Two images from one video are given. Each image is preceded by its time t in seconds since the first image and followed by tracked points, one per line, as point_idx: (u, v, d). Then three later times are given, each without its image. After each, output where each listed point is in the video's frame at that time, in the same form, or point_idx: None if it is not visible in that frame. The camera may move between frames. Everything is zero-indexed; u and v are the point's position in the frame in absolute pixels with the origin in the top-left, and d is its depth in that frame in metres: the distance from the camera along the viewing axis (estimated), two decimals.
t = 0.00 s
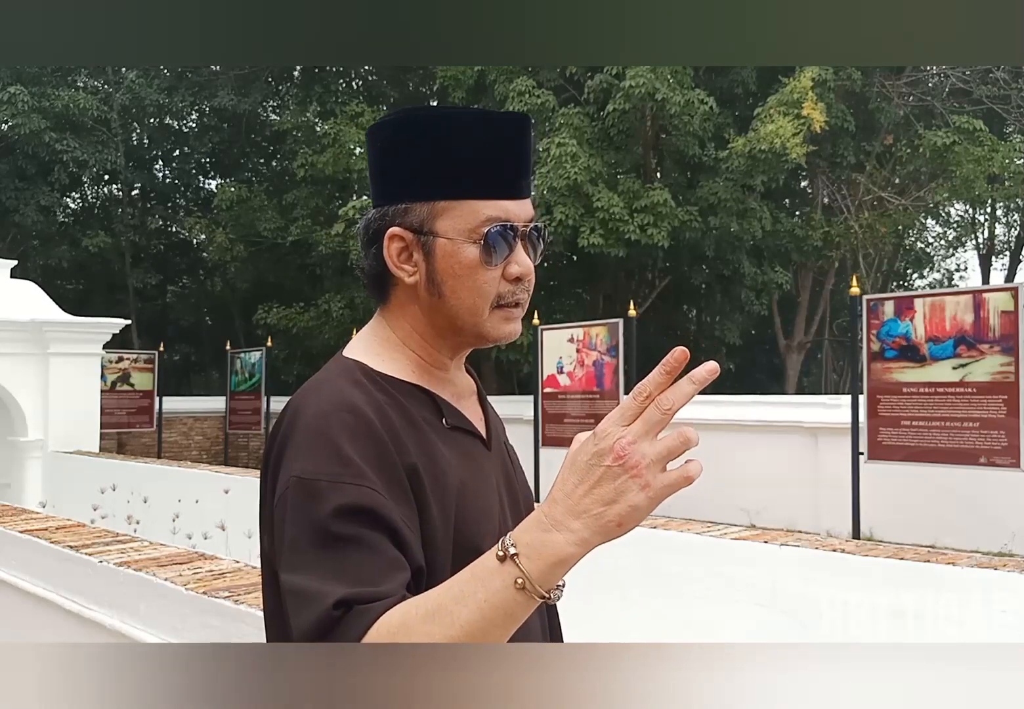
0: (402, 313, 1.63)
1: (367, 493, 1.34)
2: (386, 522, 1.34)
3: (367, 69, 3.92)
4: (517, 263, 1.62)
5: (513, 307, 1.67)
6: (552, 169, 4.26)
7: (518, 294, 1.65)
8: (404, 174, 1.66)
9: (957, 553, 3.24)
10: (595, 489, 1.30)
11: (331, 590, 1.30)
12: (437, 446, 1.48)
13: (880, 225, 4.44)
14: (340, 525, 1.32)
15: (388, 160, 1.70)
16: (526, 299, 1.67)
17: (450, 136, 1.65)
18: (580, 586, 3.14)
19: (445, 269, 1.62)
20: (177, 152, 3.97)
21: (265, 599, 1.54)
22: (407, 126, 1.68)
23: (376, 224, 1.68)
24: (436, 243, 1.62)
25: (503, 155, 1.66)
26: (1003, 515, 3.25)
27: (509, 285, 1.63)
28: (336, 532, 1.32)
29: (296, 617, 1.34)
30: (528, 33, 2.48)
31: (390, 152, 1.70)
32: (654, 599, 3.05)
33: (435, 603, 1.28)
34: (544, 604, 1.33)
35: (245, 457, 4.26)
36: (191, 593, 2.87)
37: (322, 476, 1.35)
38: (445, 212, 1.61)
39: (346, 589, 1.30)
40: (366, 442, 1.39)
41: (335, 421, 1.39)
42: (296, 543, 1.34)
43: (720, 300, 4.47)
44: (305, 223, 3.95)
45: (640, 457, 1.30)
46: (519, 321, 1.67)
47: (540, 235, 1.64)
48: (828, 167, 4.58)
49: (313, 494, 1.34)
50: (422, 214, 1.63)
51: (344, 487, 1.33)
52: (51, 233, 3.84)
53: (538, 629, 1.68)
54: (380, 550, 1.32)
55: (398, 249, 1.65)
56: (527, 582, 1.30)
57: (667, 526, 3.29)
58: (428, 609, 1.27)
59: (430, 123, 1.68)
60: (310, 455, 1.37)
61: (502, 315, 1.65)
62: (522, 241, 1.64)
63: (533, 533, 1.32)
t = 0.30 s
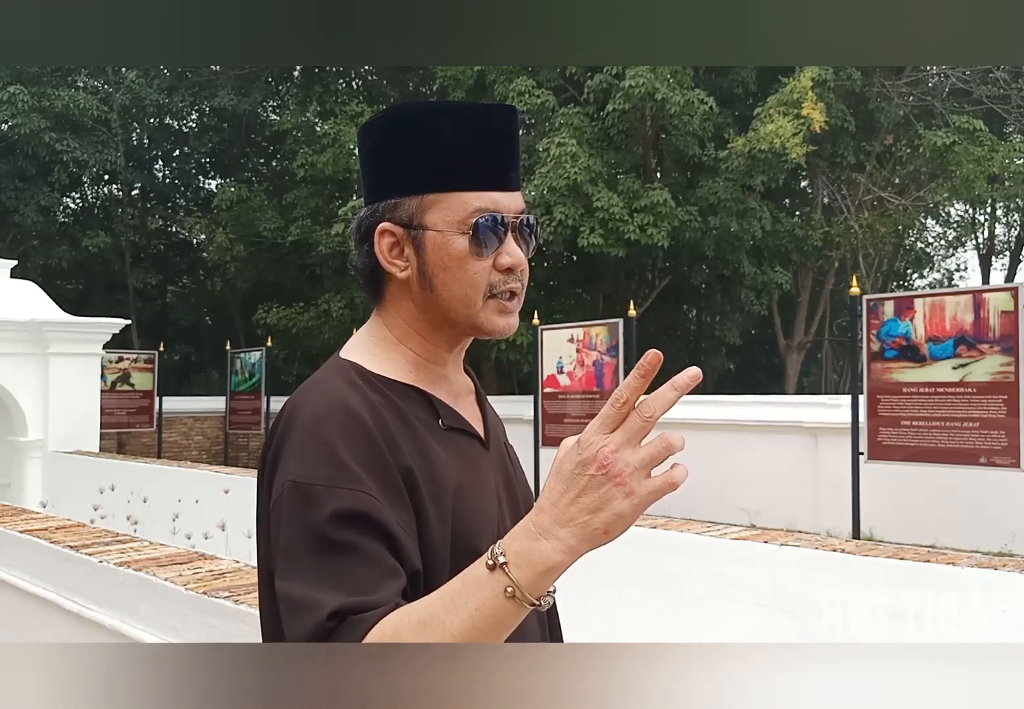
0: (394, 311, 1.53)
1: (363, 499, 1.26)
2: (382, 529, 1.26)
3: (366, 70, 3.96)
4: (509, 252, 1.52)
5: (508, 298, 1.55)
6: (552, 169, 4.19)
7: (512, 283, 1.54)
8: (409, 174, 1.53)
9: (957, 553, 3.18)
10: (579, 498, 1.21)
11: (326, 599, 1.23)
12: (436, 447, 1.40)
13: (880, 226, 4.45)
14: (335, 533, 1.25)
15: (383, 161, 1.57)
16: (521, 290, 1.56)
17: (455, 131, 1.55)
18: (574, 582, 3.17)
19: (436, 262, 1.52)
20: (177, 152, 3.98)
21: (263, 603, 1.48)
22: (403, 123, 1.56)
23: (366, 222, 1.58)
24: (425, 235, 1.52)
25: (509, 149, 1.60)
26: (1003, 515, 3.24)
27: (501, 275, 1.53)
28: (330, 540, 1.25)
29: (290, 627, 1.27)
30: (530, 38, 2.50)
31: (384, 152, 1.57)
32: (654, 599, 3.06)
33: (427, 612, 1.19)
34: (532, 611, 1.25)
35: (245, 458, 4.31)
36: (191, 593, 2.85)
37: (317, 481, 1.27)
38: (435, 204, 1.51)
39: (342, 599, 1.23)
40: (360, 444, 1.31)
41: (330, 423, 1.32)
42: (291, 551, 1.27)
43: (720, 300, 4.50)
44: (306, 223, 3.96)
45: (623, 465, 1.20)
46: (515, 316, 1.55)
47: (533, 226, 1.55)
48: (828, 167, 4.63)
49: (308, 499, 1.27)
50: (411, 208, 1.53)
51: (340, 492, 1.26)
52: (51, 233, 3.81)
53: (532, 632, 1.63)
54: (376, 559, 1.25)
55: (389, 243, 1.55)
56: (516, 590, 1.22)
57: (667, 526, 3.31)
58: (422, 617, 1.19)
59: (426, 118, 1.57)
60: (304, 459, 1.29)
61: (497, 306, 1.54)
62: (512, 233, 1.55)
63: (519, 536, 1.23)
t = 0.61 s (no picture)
0: (391, 311, 1.53)
1: (355, 501, 1.26)
2: (374, 532, 1.26)
3: (366, 70, 4.00)
4: (502, 247, 1.51)
5: (504, 294, 1.54)
6: (551, 169, 4.21)
7: (506, 279, 1.53)
8: (407, 174, 1.53)
9: (957, 553, 3.17)
10: (555, 497, 1.21)
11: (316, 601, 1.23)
12: (430, 447, 1.40)
13: (880, 226, 4.44)
14: (327, 535, 1.25)
15: (379, 162, 1.56)
16: (516, 284, 1.55)
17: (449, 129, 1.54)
18: (573, 580, 3.17)
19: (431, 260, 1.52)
20: (177, 152, 3.99)
21: (259, 603, 1.48)
22: (396, 122, 1.55)
23: (362, 223, 1.58)
24: (420, 234, 1.52)
25: (503, 145, 1.59)
26: (1003, 515, 3.24)
27: (496, 270, 1.52)
28: (322, 542, 1.25)
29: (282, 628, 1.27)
30: (531, 41, 2.51)
31: (379, 153, 1.56)
32: (657, 598, 3.06)
33: (412, 615, 1.19)
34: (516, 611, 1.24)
35: (245, 457, 4.31)
36: (192, 593, 2.87)
37: (310, 482, 1.27)
38: (427, 202, 1.51)
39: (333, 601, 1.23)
40: (354, 445, 1.31)
41: (324, 424, 1.32)
42: (284, 552, 1.27)
43: (720, 300, 4.50)
44: (306, 223, 4.00)
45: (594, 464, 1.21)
46: (511, 312, 1.54)
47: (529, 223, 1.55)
48: (828, 167, 4.64)
49: (301, 501, 1.27)
50: (406, 206, 1.53)
51: (332, 493, 1.26)
52: (51, 233, 3.80)
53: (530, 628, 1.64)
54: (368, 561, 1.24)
55: (384, 243, 1.55)
56: (499, 590, 1.21)
57: (667, 526, 3.32)
58: (408, 620, 1.18)
59: (418, 117, 1.56)
60: (298, 460, 1.29)
61: (493, 304, 1.53)
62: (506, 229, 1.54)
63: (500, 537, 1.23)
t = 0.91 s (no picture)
0: (381, 313, 1.63)
1: (337, 503, 1.35)
2: (356, 532, 1.36)
3: (366, 69, 3.95)
4: (489, 255, 1.60)
5: (489, 302, 1.63)
6: (552, 169, 4.23)
7: (492, 286, 1.63)
8: (405, 178, 1.63)
9: (957, 553, 3.20)
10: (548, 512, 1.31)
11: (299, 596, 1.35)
12: (417, 446, 1.47)
13: (880, 226, 4.44)
14: (311, 536, 1.35)
15: (380, 163, 1.66)
16: (503, 291, 1.64)
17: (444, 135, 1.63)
18: (573, 581, 3.14)
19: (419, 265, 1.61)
20: (177, 153, 4.02)
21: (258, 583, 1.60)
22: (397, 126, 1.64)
23: (357, 224, 1.68)
24: (409, 239, 1.62)
25: (499, 149, 1.67)
26: (1002, 515, 3.25)
27: (482, 276, 1.61)
28: (306, 540, 1.35)
29: (268, 619, 1.39)
30: (530, 43, 2.52)
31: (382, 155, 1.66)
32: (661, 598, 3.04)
33: (397, 618, 1.30)
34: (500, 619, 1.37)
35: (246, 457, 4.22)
36: (191, 592, 2.84)
37: (296, 482, 1.37)
38: (415, 208, 1.61)
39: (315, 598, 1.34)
40: (339, 448, 1.40)
41: (310, 426, 1.40)
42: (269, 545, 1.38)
43: (720, 300, 4.50)
44: (306, 223, 3.93)
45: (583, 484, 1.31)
46: (496, 318, 1.63)
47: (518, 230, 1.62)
48: (828, 168, 4.63)
49: (287, 499, 1.37)
50: (396, 211, 1.63)
51: (314, 495, 1.36)
52: (51, 233, 3.87)
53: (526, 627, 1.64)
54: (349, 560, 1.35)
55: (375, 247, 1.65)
56: (484, 598, 1.33)
57: (667, 526, 3.27)
58: (388, 623, 1.30)
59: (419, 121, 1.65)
60: (286, 461, 1.39)
61: (477, 310, 1.61)
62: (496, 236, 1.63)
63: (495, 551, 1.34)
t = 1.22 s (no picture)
0: (377, 315, 1.53)
1: (325, 495, 1.27)
2: (343, 525, 1.27)
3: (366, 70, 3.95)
4: (487, 248, 1.50)
5: (489, 297, 1.52)
6: (552, 169, 4.24)
7: (491, 280, 1.51)
8: (397, 180, 1.52)
9: (957, 553, 3.15)
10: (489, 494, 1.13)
11: (276, 588, 1.25)
12: (412, 446, 1.41)
13: (880, 226, 4.43)
14: (294, 526, 1.26)
15: (373, 164, 1.55)
16: (503, 285, 1.53)
17: (435, 133, 1.54)
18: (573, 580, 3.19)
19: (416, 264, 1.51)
20: (177, 153, 4.07)
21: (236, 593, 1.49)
22: (386, 128, 1.54)
23: (353, 228, 1.58)
24: (404, 237, 1.52)
25: (490, 148, 1.59)
26: (1003, 515, 3.25)
27: (481, 271, 1.50)
28: (289, 532, 1.26)
29: (245, 616, 1.28)
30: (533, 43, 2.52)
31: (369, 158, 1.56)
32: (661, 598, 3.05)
33: (359, 606, 1.20)
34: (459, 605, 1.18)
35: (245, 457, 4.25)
36: (191, 593, 2.82)
37: (284, 474, 1.29)
38: (410, 206, 1.50)
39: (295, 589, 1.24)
40: (331, 442, 1.32)
41: (303, 420, 1.34)
42: (253, 542, 1.30)
43: (720, 300, 4.53)
44: (306, 223, 3.97)
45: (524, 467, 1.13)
46: (494, 315, 1.52)
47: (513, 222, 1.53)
48: (828, 168, 4.71)
49: (274, 492, 1.29)
50: (390, 211, 1.53)
51: (305, 486, 1.27)
52: (51, 233, 3.87)
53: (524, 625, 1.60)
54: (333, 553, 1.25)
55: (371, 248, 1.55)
56: (436, 583, 1.17)
57: (667, 526, 3.26)
58: (351, 608, 1.19)
59: (405, 121, 1.56)
60: (274, 455, 1.31)
61: (476, 306, 1.51)
62: (491, 230, 1.53)
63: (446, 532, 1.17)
